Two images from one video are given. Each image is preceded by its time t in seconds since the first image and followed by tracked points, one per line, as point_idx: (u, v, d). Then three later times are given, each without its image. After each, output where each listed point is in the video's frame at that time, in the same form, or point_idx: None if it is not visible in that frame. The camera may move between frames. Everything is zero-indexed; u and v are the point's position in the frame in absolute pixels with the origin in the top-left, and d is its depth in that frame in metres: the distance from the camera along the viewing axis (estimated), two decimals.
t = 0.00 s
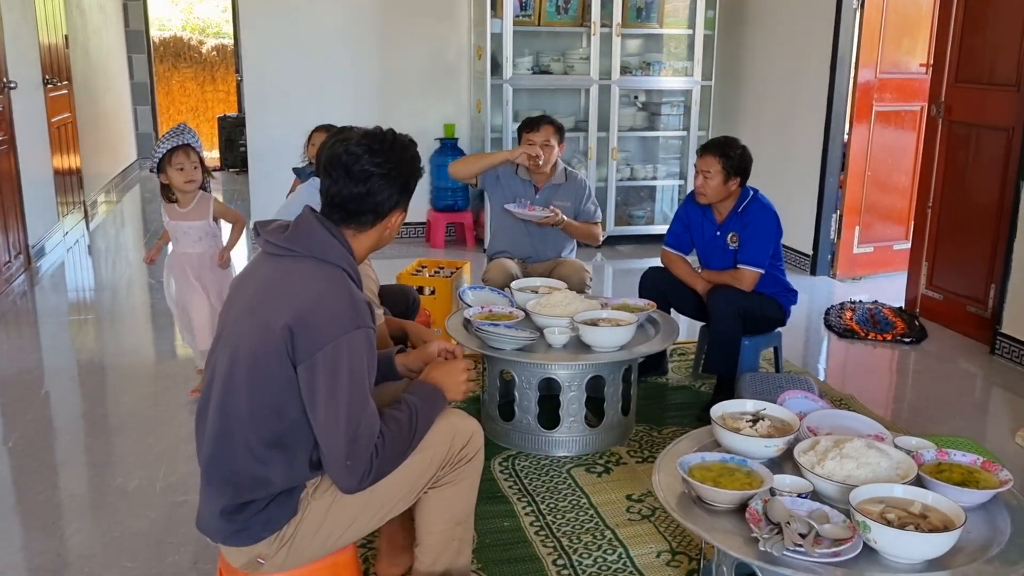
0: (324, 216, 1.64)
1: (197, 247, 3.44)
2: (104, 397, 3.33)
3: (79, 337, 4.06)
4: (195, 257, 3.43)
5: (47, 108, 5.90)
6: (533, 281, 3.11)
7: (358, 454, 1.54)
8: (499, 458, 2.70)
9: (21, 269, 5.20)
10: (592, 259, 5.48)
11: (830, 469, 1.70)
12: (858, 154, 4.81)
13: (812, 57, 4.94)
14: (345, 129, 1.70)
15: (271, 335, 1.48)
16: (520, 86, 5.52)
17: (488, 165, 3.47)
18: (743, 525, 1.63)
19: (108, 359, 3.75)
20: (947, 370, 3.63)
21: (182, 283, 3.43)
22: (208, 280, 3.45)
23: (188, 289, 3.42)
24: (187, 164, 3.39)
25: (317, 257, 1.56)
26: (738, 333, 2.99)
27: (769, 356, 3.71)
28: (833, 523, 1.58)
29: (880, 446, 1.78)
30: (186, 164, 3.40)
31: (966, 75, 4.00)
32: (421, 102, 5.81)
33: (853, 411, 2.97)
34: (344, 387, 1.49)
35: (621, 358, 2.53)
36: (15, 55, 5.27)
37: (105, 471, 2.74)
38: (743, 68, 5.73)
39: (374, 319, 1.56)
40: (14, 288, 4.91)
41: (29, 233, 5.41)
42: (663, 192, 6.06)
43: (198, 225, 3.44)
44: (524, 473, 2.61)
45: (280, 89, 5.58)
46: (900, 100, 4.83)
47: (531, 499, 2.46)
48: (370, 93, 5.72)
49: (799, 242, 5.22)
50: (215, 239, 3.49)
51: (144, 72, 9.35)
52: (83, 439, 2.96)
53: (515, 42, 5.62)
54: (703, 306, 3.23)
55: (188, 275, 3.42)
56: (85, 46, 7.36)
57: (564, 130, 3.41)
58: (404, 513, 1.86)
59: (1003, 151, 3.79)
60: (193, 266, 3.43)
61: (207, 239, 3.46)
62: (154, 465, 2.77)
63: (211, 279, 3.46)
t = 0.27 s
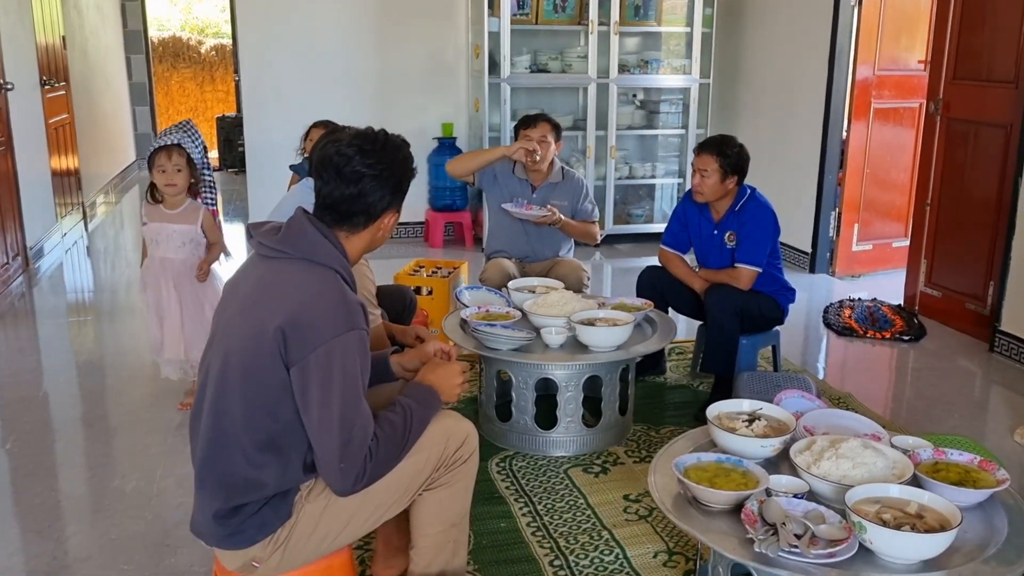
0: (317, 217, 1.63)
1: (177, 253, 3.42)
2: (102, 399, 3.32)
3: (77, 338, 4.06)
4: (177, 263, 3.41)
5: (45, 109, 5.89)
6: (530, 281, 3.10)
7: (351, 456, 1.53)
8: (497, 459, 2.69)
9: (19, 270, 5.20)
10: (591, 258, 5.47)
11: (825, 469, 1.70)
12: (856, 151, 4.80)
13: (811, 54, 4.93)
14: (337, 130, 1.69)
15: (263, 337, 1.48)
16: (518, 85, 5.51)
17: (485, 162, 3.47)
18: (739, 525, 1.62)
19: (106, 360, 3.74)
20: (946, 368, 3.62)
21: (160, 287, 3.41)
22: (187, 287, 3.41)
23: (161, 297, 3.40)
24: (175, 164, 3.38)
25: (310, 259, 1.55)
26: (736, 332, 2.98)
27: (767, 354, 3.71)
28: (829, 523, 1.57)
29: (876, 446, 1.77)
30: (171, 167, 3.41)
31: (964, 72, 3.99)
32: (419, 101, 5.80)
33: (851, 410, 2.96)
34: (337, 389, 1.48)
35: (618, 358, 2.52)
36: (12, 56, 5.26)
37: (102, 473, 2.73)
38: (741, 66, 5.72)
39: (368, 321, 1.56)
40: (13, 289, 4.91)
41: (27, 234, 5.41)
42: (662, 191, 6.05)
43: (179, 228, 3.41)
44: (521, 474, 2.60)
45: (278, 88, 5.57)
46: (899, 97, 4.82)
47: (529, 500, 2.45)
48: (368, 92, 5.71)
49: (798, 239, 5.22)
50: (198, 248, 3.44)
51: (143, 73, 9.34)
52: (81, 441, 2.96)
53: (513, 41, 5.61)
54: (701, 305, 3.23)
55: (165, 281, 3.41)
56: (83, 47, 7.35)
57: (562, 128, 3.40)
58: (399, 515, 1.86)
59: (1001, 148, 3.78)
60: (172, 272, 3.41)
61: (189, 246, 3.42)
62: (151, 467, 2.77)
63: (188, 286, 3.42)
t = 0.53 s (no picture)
0: (323, 217, 1.64)
1: (156, 269, 3.01)
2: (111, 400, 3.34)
3: (86, 340, 4.08)
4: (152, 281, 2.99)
5: (52, 112, 5.92)
6: (537, 280, 3.10)
7: (360, 454, 1.54)
8: (505, 457, 2.70)
9: (28, 272, 5.22)
10: (597, 257, 5.47)
11: (834, 465, 1.70)
12: (863, 147, 4.78)
13: (817, 51, 4.92)
14: (342, 130, 1.70)
15: (272, 336, 1.49)
16: (524, 85, 5.51)
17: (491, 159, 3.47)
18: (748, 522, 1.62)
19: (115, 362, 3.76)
20: (955, 364, 3.61)
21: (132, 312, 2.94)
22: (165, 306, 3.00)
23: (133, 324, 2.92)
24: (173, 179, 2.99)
25: (318, 258, 1.56)
26: (744, 329, 2.98)
27: (775, 352, 3.70)
28: (838, 519, 1.57)
29: (885, 442, 1.77)
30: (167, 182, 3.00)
31: (971, 67, 3.98)
32: (425, 101, 5.81)
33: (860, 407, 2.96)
34: (346, 388, 1.49)
35: (626, 356, 2.52)
36: (19, 60, 5.28)
37: (111, 473, 2.75)
38: (747, 64, 5.71)
39: (376, 319, 1.56)
40: (21, 291, 4.93)
41: (36, 236, 5.43)
42: (669, 189, 6.05)
43: (164, 242, 3.04)
44: (529, 472, 2.61)
45: (285, 89, 5.58)
46: (905, 93, 4.80)
47: (537, 498, 2.45)
48: (374, 92, 5.72)
49: (805, 237, 5.20)
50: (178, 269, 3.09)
51: (150, 75, 9.38)
52: (90, 442, 2.97)
53: (518, 40, 5.62)
54: (708, 303, 3.22)
55: (138, 302, 2.95)
56: (90, 50, 7.38)
57: (567, 125, 3.41)
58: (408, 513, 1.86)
59: (1009, 143, 3.77)
60: (149, 292, 2.98)
61: (172, 261, 3.06)
62: (161, 467, 2.78)
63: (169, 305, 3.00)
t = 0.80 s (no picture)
0: (340, 219, 1.65)
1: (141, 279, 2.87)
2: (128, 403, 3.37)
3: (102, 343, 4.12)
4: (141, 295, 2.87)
5: (67, 118, 5.98)
6: (550, 281, 3.11)
7: (378, 454, 1.55)
8: (520, 457, 2.71)
9: (45, 277, 5.27)
10: (610, 257, 5.48)
11: (850, 463, 1.70)
12: (875, 145, 4.77)
13: (828, 49, 4.91)
14: (357, 133, 1.72)
15: (290, 338, 1.50)
16: (535, 86, 5.53)
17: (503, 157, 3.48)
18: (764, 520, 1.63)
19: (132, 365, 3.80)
20: (969, 361, 3.60)
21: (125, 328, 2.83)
22: (154, 318, 2.87)
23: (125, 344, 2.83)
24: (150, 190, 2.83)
25: (335, 260, 1.57)
26: (757, 328, 2.99)
27: (789, 350, 3.70)
28: (854, 516, 1.58)
29: (900, 439, 1.78)
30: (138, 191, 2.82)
31: (983, 64, 3.96)
32: (436, 104, 5.83)
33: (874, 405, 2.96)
34: (364, 388, 1.51)
35: (640, 356, 2.53)
36: (34, 67, 5.34)
37: (129, 475, 2.78)
38: (758, 62, 5.70)
39: (393, 320, 1.58)
40: (38, 296, 4.98)
41: (52, 241, 5.48)
42: (680, 189, 6.05)
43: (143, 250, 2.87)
44: (544, 472, 2.62)
45: (297, 92, 5.62)
46: (917, 90, 4.79)
47: (552, 497, 2.47)
48: (385, 95, 5.75)
49: (817, 235, 5.20)
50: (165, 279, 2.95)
51: (162, 80, 9.45)
52: (108, 444, 3.00)
53: (529, 41, 5.63)
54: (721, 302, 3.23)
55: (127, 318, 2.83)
56: (104, 56, 7.45)
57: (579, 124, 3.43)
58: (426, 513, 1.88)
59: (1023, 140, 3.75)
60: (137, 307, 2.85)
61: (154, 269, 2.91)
62: (178, 469, 2.81)
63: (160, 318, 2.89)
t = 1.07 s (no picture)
0: (355, 227, 1.67)
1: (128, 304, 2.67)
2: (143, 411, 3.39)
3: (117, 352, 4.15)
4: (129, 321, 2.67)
5: (80, 128, 6.02)
6: (562, 285, 3.12)
7: (394, 460, 1.56)
8: (534, 462, 2.72)
9: (60, 287, 5.31)
10: (621, 261, 5.48)
11: (866, 466, 1.70)
12: (886, 147, 4.76)
13: (838, 52, 4.91)
14: (371, 141, 1.73)
15: (307, 345, 1.51)
16: (544, 91, 5.54)
17: (515, 159, 3.50)
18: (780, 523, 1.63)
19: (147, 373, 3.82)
20: (984, 363, 3.58)
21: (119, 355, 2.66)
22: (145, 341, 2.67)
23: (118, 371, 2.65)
24: (113, 216, 2.62)
25: (351, 267, 1.59)
26: (770, 332, 2.99)
27: (802, 354, 3.70)
28: (871, 519, 1.58)
29: (916, 442, 1.77)
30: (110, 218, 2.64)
31: (995, 65, 3.95)
32: (446, 110, 5.85)
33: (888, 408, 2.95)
34: (380, 394, 1.52)
35: (653, 360, 2.54)
36: (47, 77, 5.38)
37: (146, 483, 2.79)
38: (767, 65, 5.70)
39: (408, 327, 1.59)
40: (53, 306, 5.02)
41: (66, 251, 5.53)
42: (690, 192, 6.05)
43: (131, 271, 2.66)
44: (559, 477, 2.62)
45: (307, 100, 5.65)
46: (928, 92, 4.78)
47: (567, 502, 2.47)
48: (395, 102, 5.77)
49: (829, 238, 5.19)
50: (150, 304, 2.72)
51: (173, 89, 9.51)
52: (124, 452, 3.02)
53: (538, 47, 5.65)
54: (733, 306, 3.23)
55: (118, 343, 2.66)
56: (116, 66, 7.51)
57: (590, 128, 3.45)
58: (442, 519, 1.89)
59: None
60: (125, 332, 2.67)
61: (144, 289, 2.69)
62: (194, 476, 2.83)
63: (150, 340, 2.67)
